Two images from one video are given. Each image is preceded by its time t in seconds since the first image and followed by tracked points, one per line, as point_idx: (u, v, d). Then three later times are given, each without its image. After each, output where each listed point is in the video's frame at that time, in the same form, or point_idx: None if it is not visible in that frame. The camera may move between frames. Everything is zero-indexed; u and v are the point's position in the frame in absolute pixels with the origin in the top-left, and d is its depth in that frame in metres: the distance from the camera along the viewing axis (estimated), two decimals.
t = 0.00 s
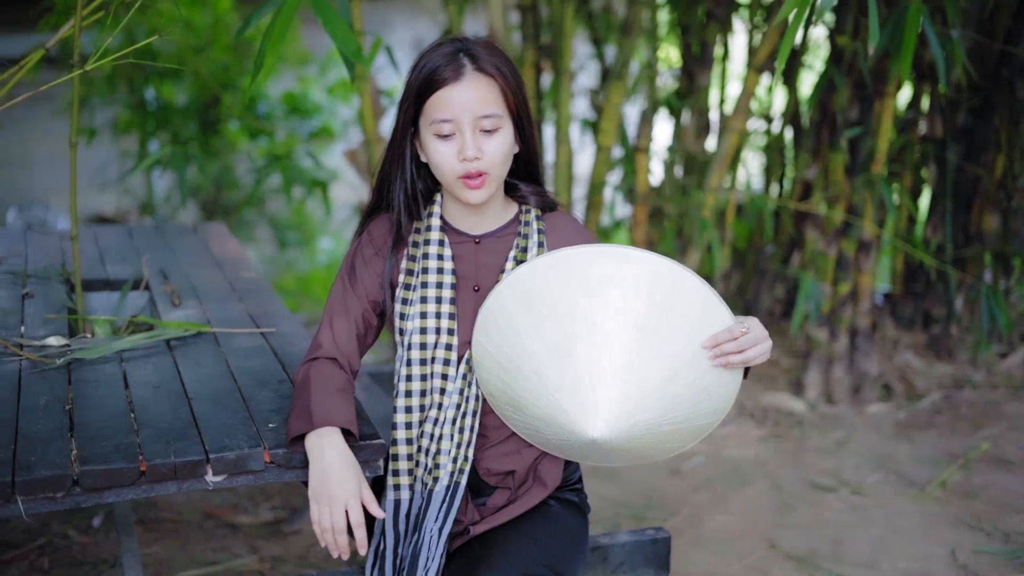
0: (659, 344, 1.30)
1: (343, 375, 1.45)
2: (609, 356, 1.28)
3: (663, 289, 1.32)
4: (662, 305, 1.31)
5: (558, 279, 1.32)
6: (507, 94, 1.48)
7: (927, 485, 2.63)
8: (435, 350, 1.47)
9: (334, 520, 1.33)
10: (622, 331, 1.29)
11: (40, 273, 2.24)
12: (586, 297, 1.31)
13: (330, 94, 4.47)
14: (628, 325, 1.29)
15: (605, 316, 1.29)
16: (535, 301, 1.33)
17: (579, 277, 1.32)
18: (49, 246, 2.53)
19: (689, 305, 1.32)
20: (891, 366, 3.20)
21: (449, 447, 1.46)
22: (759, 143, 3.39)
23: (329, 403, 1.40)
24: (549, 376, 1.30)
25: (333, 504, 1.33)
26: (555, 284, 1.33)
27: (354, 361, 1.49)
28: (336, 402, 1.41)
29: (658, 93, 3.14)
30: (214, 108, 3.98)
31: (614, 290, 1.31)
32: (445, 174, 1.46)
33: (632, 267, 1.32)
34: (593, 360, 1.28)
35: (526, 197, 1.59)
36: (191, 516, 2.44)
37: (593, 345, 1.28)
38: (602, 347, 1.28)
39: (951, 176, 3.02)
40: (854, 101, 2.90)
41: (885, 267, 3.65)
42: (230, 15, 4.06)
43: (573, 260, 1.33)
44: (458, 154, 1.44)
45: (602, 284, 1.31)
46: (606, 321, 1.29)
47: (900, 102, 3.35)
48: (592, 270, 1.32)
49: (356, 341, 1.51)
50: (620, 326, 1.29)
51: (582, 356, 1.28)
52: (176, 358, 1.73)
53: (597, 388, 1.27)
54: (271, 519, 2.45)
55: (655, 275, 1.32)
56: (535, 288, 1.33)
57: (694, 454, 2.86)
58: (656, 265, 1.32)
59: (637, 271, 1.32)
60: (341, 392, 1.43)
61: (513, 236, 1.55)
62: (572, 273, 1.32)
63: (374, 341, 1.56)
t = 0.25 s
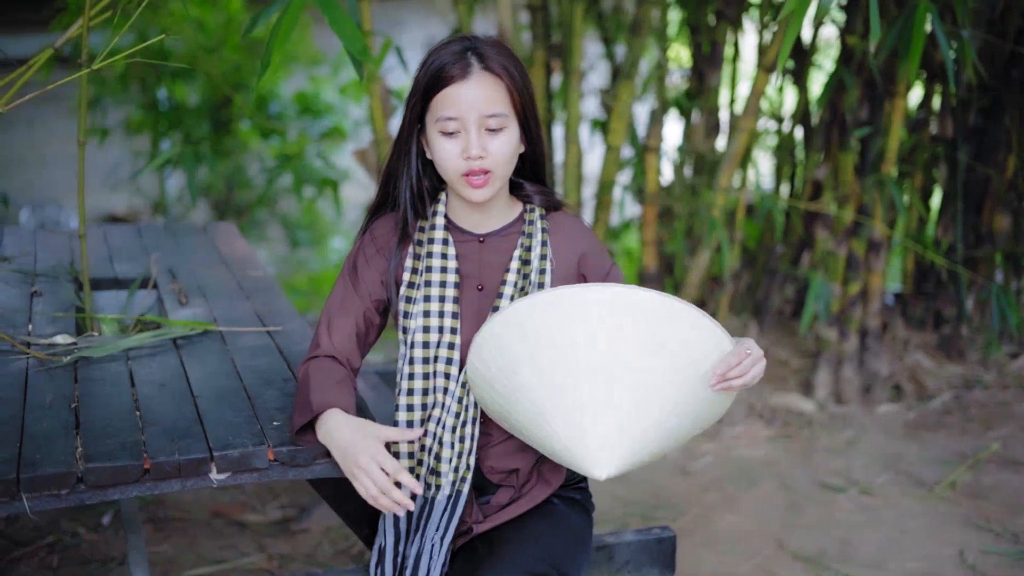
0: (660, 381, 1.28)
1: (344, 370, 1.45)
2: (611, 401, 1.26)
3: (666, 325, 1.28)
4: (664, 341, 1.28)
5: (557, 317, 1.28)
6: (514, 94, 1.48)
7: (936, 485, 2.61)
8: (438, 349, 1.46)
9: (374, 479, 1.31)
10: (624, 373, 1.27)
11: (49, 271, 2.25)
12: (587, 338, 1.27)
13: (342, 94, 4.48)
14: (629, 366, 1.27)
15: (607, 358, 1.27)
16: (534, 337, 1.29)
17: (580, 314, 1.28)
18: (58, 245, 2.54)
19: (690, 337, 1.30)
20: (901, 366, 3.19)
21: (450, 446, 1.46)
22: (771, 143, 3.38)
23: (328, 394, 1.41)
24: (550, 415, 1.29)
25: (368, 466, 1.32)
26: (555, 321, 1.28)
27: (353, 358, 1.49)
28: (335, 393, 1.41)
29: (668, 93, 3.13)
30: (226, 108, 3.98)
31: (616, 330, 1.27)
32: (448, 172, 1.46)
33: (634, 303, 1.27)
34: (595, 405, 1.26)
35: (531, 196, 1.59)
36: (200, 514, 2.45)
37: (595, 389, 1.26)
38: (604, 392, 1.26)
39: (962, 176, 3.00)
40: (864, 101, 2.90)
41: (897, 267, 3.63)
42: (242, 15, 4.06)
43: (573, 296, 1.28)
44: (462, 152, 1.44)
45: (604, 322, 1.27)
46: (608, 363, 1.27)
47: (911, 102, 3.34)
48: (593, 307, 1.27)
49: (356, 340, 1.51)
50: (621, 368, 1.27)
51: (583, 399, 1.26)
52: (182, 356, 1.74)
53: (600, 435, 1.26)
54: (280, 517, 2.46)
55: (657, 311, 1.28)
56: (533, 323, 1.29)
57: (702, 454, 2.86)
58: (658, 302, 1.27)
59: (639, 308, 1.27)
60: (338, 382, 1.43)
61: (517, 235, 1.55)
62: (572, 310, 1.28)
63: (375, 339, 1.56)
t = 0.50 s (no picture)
0: (660, 409, 1.31)
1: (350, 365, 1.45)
2: (618, 437, 1.28)
3: (666, 356, 1.29)
4: (665, 373, 1.29)
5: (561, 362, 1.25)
6: (520, 94, 1.48)
7: (945, 486, 2.60)
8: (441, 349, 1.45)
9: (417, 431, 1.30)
10: (628, 408, 1.28)
11: (57, 270, 2.25)
12: (591, 380, 1.26)
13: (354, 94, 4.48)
14: (634, 401, 1.28)
15: (612, 397, 1.27)
16: (535, 380, 1.26)
17: (583, 355, 1.25)
18: (67, 244, 2.55)
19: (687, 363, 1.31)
20: (911, 367, 3.17)
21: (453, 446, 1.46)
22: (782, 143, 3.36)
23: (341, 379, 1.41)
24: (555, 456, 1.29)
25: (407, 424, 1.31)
26: (557, 365, 1.25)
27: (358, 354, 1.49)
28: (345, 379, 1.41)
29: (678, 93, 3.12)
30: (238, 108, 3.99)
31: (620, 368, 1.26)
32: (451, 170, 1.46)
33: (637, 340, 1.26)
34: (603, 443, 1.28)
35: (535, 197, 1.60)
36: (208, 513, 2.46)
37: (601, 428, 1.27)
38: (611, 428, 1.28)
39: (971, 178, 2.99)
40: (873, 101, 2.88)
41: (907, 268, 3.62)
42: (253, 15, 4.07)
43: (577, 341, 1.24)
44: (466, 150, 1.44)
45: (607, 361, 1.26)
46: (613, 400, 1.27)
47: (922, 102, 3.32)
48: (598, 349, 1.25)
49: (360, 338, 1.51)
50: (626, 404, 1.28)
51: (591, 439, 1.27)
52: (188, 355, 1.74)
53: (607, 471, 1.28)
54: (288, 517, 2.46)
55: (658, 345, 1.28)
56: (535, 368, 1.26)
57: (710, 454, 2.85)
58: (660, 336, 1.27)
59: (641, 345, 1.27)
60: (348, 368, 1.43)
61: (521, 236, 1.55)
62: (575, 353, 1.25)
63: (381, 337, 1.56)
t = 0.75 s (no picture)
0: (660, 402, 1.32)
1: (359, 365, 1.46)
2: (624, 422, 1.28)
3: (661, 347, 1.33)
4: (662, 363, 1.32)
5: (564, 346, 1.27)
6: (525, 94, 1.47)
7: (953, 488, 2.60)
8: (446, 349, 1.46)
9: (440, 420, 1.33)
10: (631, 393, 1.29)
11: (64, 271, 2.26)
12: (595, 364, 1.28)
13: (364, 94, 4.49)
14: (636, 389, 1.29)
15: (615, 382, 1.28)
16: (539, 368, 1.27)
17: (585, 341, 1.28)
18: (74, 244, 2.56)
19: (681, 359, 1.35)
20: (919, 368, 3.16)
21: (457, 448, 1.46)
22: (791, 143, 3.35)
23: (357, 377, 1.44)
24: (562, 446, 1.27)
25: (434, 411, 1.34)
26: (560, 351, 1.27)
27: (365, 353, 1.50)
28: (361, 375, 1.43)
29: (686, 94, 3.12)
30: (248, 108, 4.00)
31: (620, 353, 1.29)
32: (455, 170, 1.46)
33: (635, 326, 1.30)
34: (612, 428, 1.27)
35: (541, 198, 1.60)
36: (215, 512, 2.46)
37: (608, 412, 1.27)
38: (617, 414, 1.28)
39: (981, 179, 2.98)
40: (883, 102, 2.88)
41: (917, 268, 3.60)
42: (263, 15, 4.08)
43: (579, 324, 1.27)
44: (469, 150, 1.45)
45: (609, 347, 1.29)
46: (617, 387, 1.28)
47: (932, 102, 3.31)
48: (599, 332, 1.28)
49: (367, 338, 1.51)
50: (629, 390, 1.29)
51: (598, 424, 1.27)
52: (193, 355, 1.74)
53: (616, 457, 1.27)
54: (295, 516, 2.46)
55: (654, 333, 1.32)
56: (538, 353, 1.27)
57: (717, 455, 2.85)
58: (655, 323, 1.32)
59: (639, 331, 1.31)
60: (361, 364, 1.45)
61: (526, 237, 1.55)
62: (576, 338, 1.28)
63: (387, 337, 1.56)
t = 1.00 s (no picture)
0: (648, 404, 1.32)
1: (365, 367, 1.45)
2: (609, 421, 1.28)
3: (646, 351, 1.34)
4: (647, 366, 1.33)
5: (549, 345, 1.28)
6: (528, 95, 1.48)
7: (958, 489, 2.59)
8: (449, 349, 1.47)
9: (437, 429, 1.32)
10: (617, 393, 1.30)
11: (69, 271, 2.27)
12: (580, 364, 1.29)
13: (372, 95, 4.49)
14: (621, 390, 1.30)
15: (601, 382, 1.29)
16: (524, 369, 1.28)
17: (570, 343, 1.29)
18: (79, 244, 2.56)
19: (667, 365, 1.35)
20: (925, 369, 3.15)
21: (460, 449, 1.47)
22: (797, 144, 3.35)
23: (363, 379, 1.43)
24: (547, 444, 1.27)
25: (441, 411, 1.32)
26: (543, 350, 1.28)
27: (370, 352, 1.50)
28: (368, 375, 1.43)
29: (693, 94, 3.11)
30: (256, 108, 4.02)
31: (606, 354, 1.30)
32: (457, 170, 1.46)
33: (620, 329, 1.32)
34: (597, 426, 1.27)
35: (544, 199, 1.59)
36: (220, 512, 2.47)
37: (593, 411, 1.28)
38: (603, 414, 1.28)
39: (988, 180, 2.97)
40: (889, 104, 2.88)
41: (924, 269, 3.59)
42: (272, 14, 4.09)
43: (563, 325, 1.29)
44: (470, 150, 1.45)
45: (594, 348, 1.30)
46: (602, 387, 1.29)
47: (939, 103, 3.30)
48: (583, 333, 1.30)
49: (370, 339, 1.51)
50: (615, 389, 1.30)
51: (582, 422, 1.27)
52: (196, 355, 1.75)
53: (601, 456, 1.27)
54: (299, 516, 2.47)
55: (637, 336, 1.33)
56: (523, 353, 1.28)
57: (722, 456, 2.84)
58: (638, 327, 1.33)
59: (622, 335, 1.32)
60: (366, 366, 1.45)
61: (530, 237, 1.55)
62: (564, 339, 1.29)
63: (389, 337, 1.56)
